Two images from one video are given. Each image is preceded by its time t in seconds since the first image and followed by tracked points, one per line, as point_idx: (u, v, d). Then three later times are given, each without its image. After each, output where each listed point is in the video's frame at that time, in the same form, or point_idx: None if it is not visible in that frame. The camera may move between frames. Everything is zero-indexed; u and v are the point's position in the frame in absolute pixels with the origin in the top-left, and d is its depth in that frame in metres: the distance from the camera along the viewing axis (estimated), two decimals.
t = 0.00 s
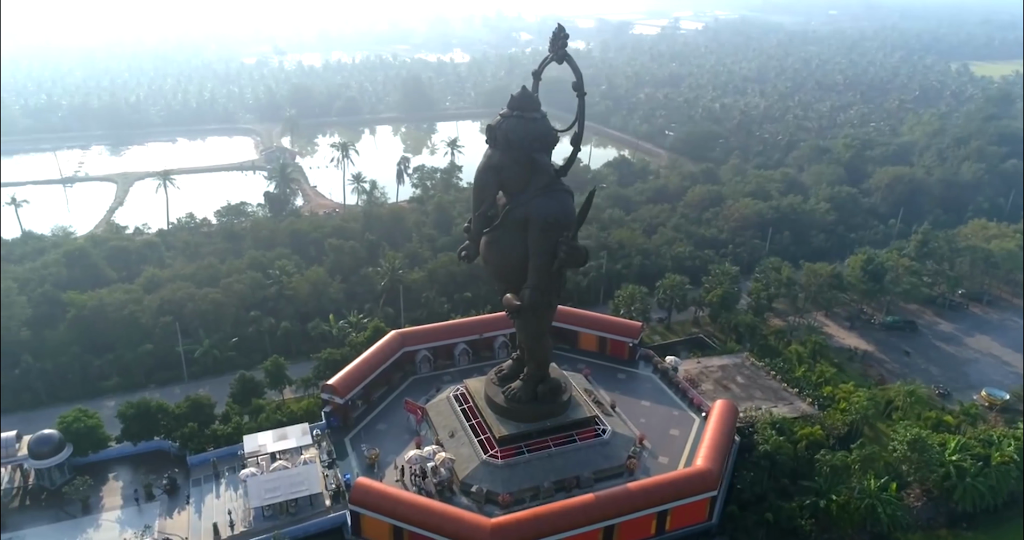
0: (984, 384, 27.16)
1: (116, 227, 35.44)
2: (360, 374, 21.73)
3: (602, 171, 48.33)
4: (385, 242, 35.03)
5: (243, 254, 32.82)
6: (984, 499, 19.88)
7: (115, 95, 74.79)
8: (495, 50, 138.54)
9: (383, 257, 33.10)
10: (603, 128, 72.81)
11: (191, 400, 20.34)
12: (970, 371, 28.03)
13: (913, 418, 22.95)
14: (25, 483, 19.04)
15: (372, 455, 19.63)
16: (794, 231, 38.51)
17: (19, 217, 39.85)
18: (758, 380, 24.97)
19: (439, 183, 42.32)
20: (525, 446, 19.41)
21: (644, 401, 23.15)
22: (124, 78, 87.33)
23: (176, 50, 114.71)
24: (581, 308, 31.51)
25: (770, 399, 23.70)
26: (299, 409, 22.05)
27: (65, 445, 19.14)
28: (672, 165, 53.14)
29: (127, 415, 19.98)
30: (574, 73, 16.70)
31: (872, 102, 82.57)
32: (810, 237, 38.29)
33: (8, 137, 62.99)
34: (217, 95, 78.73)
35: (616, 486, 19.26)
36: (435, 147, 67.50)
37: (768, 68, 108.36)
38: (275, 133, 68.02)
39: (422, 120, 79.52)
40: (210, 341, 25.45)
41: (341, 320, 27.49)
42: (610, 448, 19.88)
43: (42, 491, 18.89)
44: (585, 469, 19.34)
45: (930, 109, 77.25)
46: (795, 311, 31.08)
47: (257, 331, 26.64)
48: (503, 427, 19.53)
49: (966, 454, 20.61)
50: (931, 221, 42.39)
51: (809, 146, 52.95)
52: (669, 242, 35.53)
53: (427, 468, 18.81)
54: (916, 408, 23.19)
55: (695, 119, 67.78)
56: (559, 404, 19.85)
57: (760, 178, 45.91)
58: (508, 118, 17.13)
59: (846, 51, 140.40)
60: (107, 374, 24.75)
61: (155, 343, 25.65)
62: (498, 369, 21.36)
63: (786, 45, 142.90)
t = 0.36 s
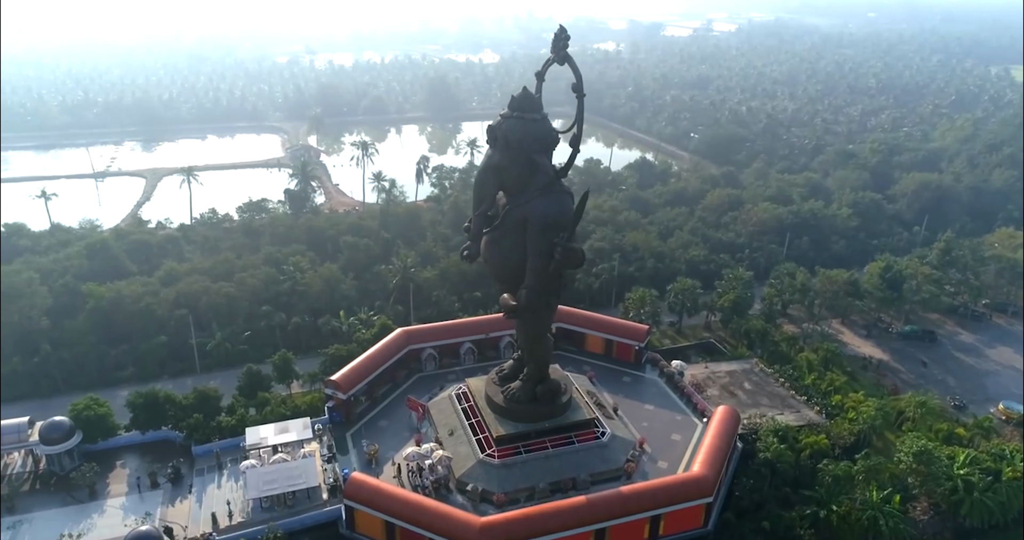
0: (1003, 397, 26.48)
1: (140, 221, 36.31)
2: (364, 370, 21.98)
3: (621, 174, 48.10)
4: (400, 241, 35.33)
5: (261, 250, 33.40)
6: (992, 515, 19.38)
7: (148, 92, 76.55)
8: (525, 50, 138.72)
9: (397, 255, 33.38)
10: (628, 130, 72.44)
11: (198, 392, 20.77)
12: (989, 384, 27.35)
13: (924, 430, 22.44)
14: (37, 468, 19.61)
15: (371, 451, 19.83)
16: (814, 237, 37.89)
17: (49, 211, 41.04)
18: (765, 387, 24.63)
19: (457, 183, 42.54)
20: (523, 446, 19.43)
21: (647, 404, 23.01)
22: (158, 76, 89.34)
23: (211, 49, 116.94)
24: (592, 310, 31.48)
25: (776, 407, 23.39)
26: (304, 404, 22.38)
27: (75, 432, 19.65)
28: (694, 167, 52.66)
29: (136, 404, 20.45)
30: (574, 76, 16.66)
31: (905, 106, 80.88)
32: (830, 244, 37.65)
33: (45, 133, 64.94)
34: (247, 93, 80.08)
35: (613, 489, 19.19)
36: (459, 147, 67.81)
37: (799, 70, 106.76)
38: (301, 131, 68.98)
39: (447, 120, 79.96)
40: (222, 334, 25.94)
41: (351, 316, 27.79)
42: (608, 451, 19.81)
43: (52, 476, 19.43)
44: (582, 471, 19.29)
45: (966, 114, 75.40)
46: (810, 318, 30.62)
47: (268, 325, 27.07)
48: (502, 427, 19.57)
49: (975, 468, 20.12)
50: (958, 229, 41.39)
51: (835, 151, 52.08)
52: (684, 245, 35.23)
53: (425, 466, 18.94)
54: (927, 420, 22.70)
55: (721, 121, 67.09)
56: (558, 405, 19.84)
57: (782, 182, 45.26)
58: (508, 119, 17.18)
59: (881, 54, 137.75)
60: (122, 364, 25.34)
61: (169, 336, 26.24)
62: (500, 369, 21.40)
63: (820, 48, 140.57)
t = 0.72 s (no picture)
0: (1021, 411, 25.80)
1: (163, 216, 37.18)
2: (368, 367, 22.21)
3: (641, 176, 47.82)
4: (416, 240, 35.61)
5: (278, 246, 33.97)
6: (1000, 532, 18.82)
7: (181, 90, 78.26)
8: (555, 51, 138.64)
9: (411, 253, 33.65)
10: (652, 132, 71.97)
11: (205, 384, 21.22)
12: (1007, 397, 26.67)
13: (934, 442, 21.96)
14: (49, 454, 20.27)
15: (370, 447, 20.05)
16: (834, 242, 37.26)
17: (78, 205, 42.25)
18: (773, 394, 24.31)
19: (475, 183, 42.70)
20: (520, 447, 19.46)
21: (651, 408, 22.86)
22: (192, 74, 91.20)
23: (246, 47, 119.11)
24: (603, 312, 31.39)
25: (782, 415, 23.08)
26: (309, 398, 22.71)
27: (85, 420, 20.24)
28: (717, 170, 52.10)
29: (145, 395, 20.97)
30: (574, 76, 16.64)
31: (941, 111, 79.00)
32: (851, 250, 36.99)
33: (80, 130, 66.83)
34: (277, 92, 81.39)
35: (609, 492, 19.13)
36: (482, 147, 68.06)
37: (832, 73, 104.90)
38: (328, 130, 69.89)
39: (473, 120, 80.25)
40: (234, 328, 26.47)
41: (362, 313, 28.13)
42: (606, 454, 19.74)
43: (62, 462, 20.07)
44: (578, 474, 19.26)
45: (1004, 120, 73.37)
46: (824, 325, 30.17)
47: (280, 320, 27.53)
48: (500, 427, 19.61)
49: (984, 483, 19.59)
50: (986, 237, 40.35)
51: (861, 155, 51.15)
52: (700, 249, 34.92)
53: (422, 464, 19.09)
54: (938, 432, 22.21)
55: (747, 125, 66.27)
56: (557, 407, 19.83)
57: (804, 186, 44.58)
58: (508, 120, 17.26)
59: (919, 57, 134.69)
60: (138, 355, 26.03)
61: (183, 329, 26.86)
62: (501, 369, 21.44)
63: (856, 51, 138.08)
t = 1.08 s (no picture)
0: None
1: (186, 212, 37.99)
2: (373, 364, 22.48)
3: (661, 179, 47.49)
4: (430, 239, 35.85)
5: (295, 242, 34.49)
6: None
7: (214, 88, 79.72)
8: (585, 52, 138.21)
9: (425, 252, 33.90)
10: (678, 135, 71.40)
11: (212, 377, 21.64)
12: None
13: (943, 455, 21.46)
14: (61, 440, 20.89)
15: (370, 443, 20.28)
16: (855, 250, 36.59)
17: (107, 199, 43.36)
18: (780, 402, 23.99)
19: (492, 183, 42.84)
20: (517, 447, 19.47)
21: (653, 413, 22.72)
22: (225, 73, 92.89)
23: (279, 46, 120.86)
24: (615, 315, 31.27)
25: (787, 423, 22.77)
26: (314, 394, 23.04)
27: (95, 408, 20.77)
28: (740, 174, 51.47)
29: (154, 385, 21.47)
30: (573, 78, 16.64)
31: (977, 117, 77.04)
32: (871, 257, 36.31)
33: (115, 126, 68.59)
34: (306, 91, 82.45)
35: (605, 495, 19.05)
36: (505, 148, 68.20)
37: (866, 77, 102.92)
38: (354, 129, 70.68)
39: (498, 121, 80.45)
40: (246, 323, 26.96)
41: (372, 311, 28.43)
42: (604, 457, 19.66)
43: (73, 449, 20.66)
44: (574, 476, 19.20)
45: None
46: (838, 333, 29.68)
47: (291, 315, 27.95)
48: (498, 427, 19.64)
49: (992, 499, 19.06)
50: (1015, 247, 39.30)
51: (889, 161, 50.17)
52: (715, 253, 34.59)
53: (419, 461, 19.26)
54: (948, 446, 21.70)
55: (774, 128, 65.39)
56: (555, 408, 19.82)
57: (828, 192, 43.87)
58: (508, 121, 17.31)
59: (958, 61, 131.43)
60: (153, 346, 26.67)
61: (197, 322, 27.44)
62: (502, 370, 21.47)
63: (892, 54, 135.26)
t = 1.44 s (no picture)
0: None
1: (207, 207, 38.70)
2: (376, 360, 22.73)
3: (681, 182, 47.08)
4: (445, 238, 36.05)
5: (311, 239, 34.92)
6: None
7: (244, 86, 81.11)
8: (614, 53, 137.61)
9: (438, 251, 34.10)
10: (702, 138, 70.73)
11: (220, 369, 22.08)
12: None
13: (951, 468, 21.00)
14: (73, 427, 21.50)
15: (370, 439, 20.50)
16: (875, 256, 35.94)
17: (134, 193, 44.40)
18: (786, 409, 23.67)
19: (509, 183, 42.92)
20: (514, 447, 19.48)
21: (656, 416, 22.57)
22: (256, 71, 94.41)
23: (310, 46, 122.40)
24: (625, 318, 31.09)
25: (791, 430, 22.46)
26: (319, 389, 23.37)
27: (107, 396, 21.34)
28: (763, 177, 50.80)
29: (164, 376, 21.99)
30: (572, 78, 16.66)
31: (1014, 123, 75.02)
32: (892, 264, 35.62)
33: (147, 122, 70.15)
34: (333, 90, 83.42)
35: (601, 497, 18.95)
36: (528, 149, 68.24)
37: (900, 81, 100.85)
38: (379, 129, 71.34)
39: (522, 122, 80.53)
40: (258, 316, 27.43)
41: (382, 308, 28.72)
42: (601, 459, 19.57)
43: (84, 435, 21.25)
44: (571, 477, 19.11)
45: None
46: (852, 340, 29.18)
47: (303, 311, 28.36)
48: (495, 426, 19.67)
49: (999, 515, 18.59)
50: None
51: (916, 167, 49.13)
52: (730, 257, 34.23)
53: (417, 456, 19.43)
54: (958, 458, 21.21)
55: (801, 132, 64.44)
56: (553, 409, 19.80)
57: (851, 197, 43.13)
58: (507, 121, 17.38)
59: (999, 65, 128.07)
60: (168, 337, 27.27)
61: (211, 314, 27.98)
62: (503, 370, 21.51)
63: (929, 58, 132.28)
